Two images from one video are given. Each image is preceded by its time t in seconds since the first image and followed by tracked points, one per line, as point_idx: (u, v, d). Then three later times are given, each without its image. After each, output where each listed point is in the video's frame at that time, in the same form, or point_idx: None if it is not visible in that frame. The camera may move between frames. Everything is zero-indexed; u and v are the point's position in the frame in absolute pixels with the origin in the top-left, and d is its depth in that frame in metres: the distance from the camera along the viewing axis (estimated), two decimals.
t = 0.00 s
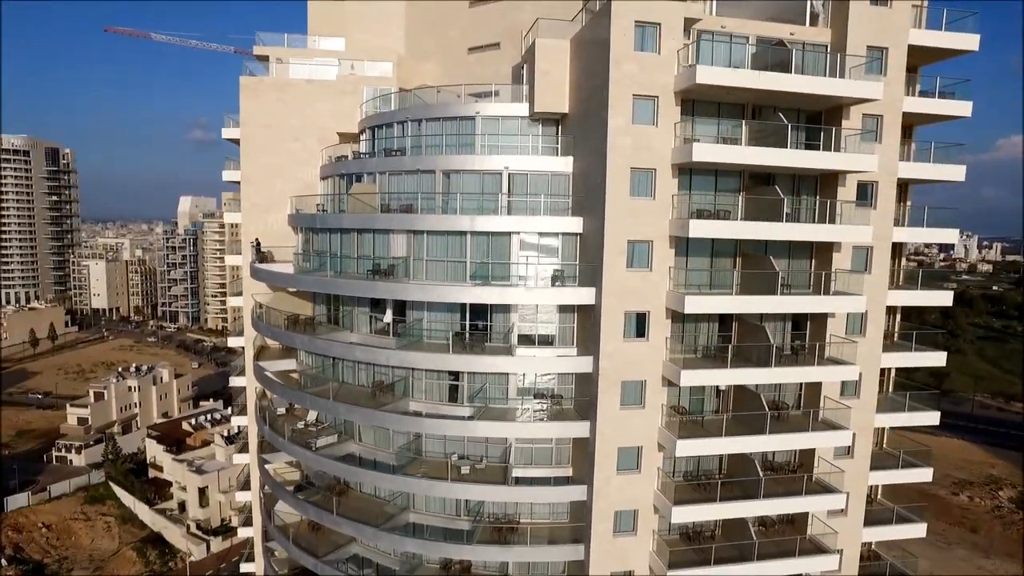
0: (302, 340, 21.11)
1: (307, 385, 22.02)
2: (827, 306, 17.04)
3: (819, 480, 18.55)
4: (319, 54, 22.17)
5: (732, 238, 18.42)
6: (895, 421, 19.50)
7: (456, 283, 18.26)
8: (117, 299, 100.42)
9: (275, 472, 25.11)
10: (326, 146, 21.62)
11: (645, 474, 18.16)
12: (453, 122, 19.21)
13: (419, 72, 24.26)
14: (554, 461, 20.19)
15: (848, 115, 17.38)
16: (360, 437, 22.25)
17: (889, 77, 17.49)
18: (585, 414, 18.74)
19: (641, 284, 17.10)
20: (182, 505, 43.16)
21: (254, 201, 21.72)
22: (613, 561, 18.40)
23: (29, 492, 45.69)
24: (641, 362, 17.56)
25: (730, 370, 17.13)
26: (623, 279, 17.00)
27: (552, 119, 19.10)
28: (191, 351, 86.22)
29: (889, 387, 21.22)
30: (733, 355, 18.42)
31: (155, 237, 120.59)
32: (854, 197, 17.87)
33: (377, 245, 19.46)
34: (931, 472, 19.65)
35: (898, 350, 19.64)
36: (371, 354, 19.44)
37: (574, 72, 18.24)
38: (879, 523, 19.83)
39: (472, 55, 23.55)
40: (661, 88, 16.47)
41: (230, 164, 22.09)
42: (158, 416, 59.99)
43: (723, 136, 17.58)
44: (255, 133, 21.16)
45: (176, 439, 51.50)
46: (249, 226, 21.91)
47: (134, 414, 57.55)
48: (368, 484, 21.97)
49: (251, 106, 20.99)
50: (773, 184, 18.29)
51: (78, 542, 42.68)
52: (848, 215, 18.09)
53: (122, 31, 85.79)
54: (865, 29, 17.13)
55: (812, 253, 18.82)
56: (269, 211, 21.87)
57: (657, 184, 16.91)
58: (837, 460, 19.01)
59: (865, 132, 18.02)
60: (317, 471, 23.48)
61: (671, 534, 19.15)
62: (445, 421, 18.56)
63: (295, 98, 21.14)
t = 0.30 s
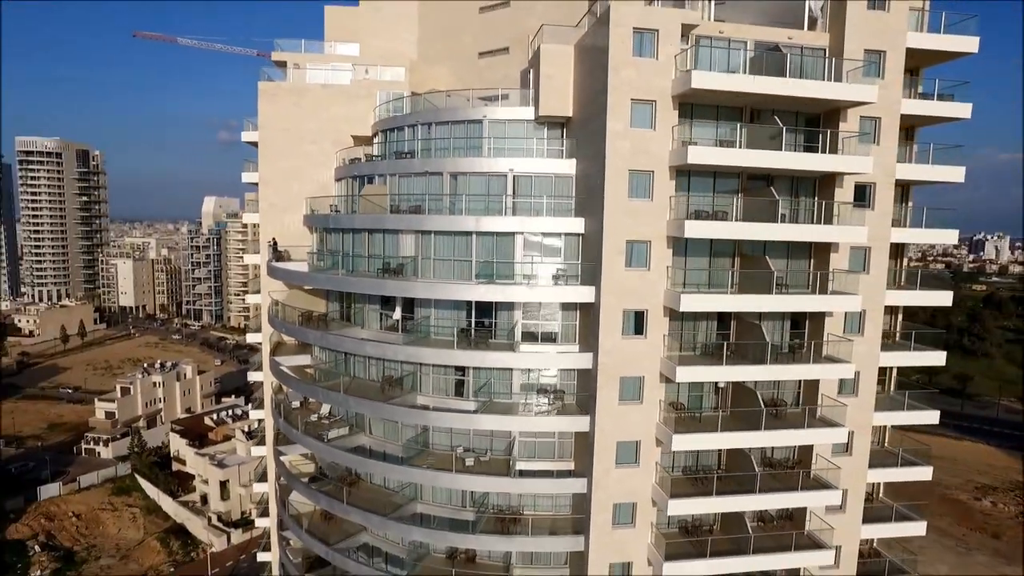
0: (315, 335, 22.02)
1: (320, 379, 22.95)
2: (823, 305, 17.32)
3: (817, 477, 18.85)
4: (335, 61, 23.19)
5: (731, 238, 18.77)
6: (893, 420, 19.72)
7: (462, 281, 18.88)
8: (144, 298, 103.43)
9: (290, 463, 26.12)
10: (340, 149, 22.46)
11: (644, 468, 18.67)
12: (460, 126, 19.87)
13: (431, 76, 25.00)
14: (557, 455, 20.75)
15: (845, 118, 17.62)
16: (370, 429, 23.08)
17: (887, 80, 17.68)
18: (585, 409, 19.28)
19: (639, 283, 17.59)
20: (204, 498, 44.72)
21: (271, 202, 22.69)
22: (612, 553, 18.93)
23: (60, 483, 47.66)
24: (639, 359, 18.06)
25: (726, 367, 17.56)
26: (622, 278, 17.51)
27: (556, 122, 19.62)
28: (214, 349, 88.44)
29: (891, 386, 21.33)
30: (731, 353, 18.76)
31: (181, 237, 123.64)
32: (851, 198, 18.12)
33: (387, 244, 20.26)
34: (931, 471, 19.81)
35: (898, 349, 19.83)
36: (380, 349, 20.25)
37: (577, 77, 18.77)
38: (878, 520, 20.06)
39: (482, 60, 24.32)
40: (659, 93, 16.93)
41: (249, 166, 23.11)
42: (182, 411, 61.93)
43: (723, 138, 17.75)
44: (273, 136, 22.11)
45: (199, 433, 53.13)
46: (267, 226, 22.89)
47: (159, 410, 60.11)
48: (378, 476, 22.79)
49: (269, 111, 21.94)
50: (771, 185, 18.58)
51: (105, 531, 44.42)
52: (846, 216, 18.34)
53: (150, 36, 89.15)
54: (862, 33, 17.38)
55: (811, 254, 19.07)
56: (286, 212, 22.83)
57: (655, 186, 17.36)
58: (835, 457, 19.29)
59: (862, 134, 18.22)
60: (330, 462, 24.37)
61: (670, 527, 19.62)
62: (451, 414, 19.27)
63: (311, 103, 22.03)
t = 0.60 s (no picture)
0: (329, 331, 22.90)
1: (334, 374, 23.84)
2: (821, 304, 17.57)
3: (817, 474, 19.09)
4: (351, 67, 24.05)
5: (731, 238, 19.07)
6: (893, 418, 19.93)
7: (469, 280, 19.49)
8: (169, 296, 106.23)
9: (305, 455, 27.09)
10: (355, 151, 23.31)
11: (643, 462, 19.15)
12: (467, 129, 20.52)
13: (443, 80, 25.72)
14: (561, 449, 21.32)
15: (844, 120, 17.89)
16: (381, 423, 23.88)
17: (887, 82, 17.90)
18: (588, 404, 19.81)
19: (639, 282, 18.06)
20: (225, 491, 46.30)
21: (289, 203, 23.64)
22: (613, 545, 19.46)
23: (89, 474, 49.57)
24: (639, 356, 18.56)
25: (722, 364, 17.98)
26: (622, 276, 17.99)
27: (563, 125, 20.12)
28: (236, 347, 90.68)
29: (895, 385, 21.35)
30: (731, 350, 19.07)
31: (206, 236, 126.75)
32: (850, 199, 18.39)
33: (397, 244, 21.02)
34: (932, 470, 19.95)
35: (898, 348, 20.07)
36: (390, 345, 21.02)
37: (582, 80, 19.25)
38: (878, 517, 20.28)
39: (494, 63, 24.87)
40: (659, 96, 17.35)
41: (269, 169, 24.12)
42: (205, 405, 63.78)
43: (723, 140, 18.20)
44: (291, 140, 23.06)
45: (220, 428, 54.72)
46: (285, 226, 23.85)
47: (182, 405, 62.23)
48: (388, 467, 23.60)
49: (287, 115, 22.90)
50: (771, 186, 18.87)
51: (131, 522, 46.12)
52: (847, 216, 18.57)
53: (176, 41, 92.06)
54: (860, 37, 17.70)
55: (811, 253, 19.32)
56: (303, 212, 23.77)
57: (655, 187, 17.76)
58: (835, 454, 19.49)
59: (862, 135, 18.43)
60: (343, 454, 25.25)
61: (670, 520, 20.09)
62: (457, 408, 19.96)
63: (327, 107, 22.91)
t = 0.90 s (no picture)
0: (343, 327, 23.76)
1: (348, 368, 24.72)
2: (820, 302, 17.86)
3: (818, 470, 19.35)
4: (367, 71, 24.90)
5: (733, 237, 19.38)
6: (893, 416, 20.19)
7: (477, 277, 20.12)
8: (194, 295, 108.98)
9: (321, 447, 28.03)
10: (370, 153, 24.12)
11: (645, 456, 19.65)
12: (476, 132, 21.17)
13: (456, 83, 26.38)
14: (566, 443, 21.90)
15: (845, 122, 18.16)
16: (393, 416, 24.71)
17: (887, 84, 18.12)
18: (591, 399, 20.35)
19: (640, 280, 18.54)
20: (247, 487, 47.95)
21: (307, 203, 24.56)
22: (615, 535, 20.02)
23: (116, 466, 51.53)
24: (641, 352, 19.07)
25: (721, 359, 18.43)
26: (624, 275, 18.47)
27: (571, 127, 20.61)
28: (258, 344, 92.85)
29: (898, 383, 21.57)
30: (732, 348, 19.41)
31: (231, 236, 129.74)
32: (851, 200, 18.67)
33: (410, 243, 21.76)
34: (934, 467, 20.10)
35: (899, 347, 20.24)
36: (401, 340, 21.80)
37: (586, 84, 19.66)
38: (880, 514, 20.48)
39: (506, 67, 25.53)
40: (660, 100, 17.74)
41: (288, 170, 25.08)
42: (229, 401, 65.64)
43: (724, 142, 18.67)
44: (309, 142, 23.96)
45: (242, 423, 56.28)
46: (303, 225, 24.78)
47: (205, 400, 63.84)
48: (400, 459, 24.43)
49: (305, 118, 23.80)
50: (772, 187, 19.21)
51: (156, 513, 47.77)
52: (848, 216, 18.81)
53: (200, 45, 95.06)
54: (860, 40, 17.94)
55: (812, 253, 19.60)
56: (320, 212, 24.69)
57: (656, 188, 18.17)
58: (835, 451, 19.74)
59: (863, 137, 18.68)
60: (357, 446, 26.12)
61: (673, 513, 20.59)
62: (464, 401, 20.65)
63: (343, 111, 23.72)
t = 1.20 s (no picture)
0: (358, 322, 24.63)
1: (363, 362, 25.59)
2: (819, 300, 18.22)
3: (819, 465, 19.63)
4: (383, 75, 25.71)
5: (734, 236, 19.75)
6: (895, 413, 20.40)
7: (487, 274, 20.84)
8: (218, 293, 111.60)
9: (337, 439, 28.97)
10: (386, 154, 24.95)
11: (648, 449, 20.16)
12: (486, 133, 21.80)
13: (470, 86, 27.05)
14: (573, 436, 22.36)
15: (846, 122, 18.46)
16: (406, 409, 25.49)
17: (888, 86, 18.37)
18: (596, 393, 20.85)
19: (643, 277, 19.03)
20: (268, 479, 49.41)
21: (325, 203, 25.48)
22: (618, 525, 20.54)
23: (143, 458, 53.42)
24: (644, 347, 19.58)
25: (721, 355, 18.86)
26: (627, 273, 18.97)
27: (579, 129, 21.08)
28: (279, 342, 94.82)
29: (902, 381, 21.74)
30: (733, 344, 19.81)
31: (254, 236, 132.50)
32: (852, 199, 18.95)
33: (422, 241, 22.51)
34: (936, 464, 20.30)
35: (902, 345, 20.43)
36: (413, 335, 22.55)
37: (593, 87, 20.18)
38: (882, 510, 20.70)
39: (518, 70, 25.77)
40: (662, 102, 18.18)
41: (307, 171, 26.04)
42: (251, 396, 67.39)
43: (725, 144, 18.96)
44: (327, 143, 24.78)
45: (263, 418, 57.89)
46: (320, 224, 25.71)
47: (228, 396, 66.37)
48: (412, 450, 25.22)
49: (323, 121, 24.69)
50: (774, 187, 19.55)
51: (181, 504, 49.41)
52: (849, 215, 19.07)
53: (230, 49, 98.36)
54: (861, 41, 18.20)
55: (813, 252, 19.89)
56: (337, 211, 25.59)
57: (658, 188, 18.63)
58: (837, 446, 19.96)
59: (864, 137, 18.94)
60: (371, 438, 26.98)
61: (675, 506, 21.04)
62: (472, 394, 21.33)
63: (360, 113, 24.50)
